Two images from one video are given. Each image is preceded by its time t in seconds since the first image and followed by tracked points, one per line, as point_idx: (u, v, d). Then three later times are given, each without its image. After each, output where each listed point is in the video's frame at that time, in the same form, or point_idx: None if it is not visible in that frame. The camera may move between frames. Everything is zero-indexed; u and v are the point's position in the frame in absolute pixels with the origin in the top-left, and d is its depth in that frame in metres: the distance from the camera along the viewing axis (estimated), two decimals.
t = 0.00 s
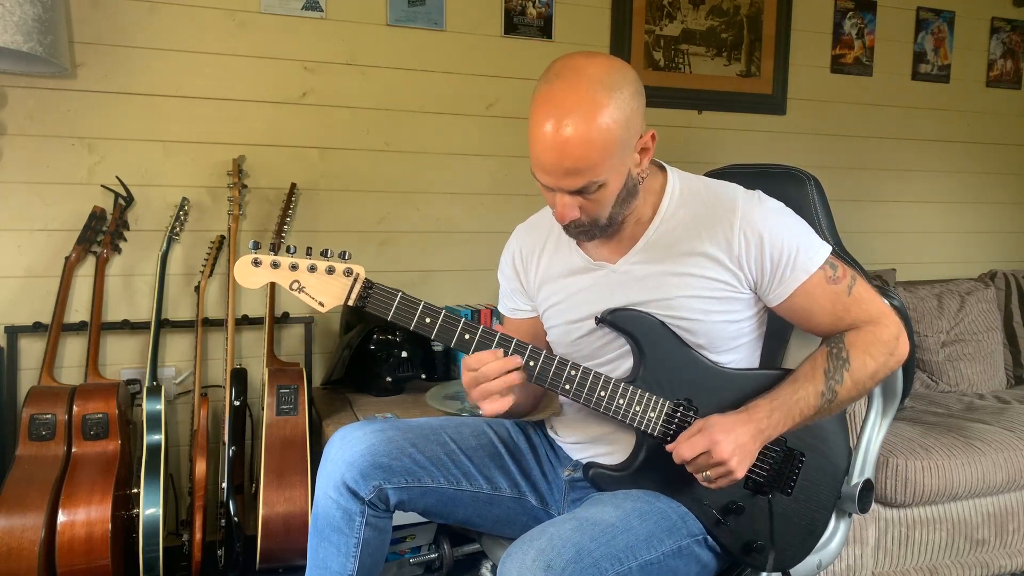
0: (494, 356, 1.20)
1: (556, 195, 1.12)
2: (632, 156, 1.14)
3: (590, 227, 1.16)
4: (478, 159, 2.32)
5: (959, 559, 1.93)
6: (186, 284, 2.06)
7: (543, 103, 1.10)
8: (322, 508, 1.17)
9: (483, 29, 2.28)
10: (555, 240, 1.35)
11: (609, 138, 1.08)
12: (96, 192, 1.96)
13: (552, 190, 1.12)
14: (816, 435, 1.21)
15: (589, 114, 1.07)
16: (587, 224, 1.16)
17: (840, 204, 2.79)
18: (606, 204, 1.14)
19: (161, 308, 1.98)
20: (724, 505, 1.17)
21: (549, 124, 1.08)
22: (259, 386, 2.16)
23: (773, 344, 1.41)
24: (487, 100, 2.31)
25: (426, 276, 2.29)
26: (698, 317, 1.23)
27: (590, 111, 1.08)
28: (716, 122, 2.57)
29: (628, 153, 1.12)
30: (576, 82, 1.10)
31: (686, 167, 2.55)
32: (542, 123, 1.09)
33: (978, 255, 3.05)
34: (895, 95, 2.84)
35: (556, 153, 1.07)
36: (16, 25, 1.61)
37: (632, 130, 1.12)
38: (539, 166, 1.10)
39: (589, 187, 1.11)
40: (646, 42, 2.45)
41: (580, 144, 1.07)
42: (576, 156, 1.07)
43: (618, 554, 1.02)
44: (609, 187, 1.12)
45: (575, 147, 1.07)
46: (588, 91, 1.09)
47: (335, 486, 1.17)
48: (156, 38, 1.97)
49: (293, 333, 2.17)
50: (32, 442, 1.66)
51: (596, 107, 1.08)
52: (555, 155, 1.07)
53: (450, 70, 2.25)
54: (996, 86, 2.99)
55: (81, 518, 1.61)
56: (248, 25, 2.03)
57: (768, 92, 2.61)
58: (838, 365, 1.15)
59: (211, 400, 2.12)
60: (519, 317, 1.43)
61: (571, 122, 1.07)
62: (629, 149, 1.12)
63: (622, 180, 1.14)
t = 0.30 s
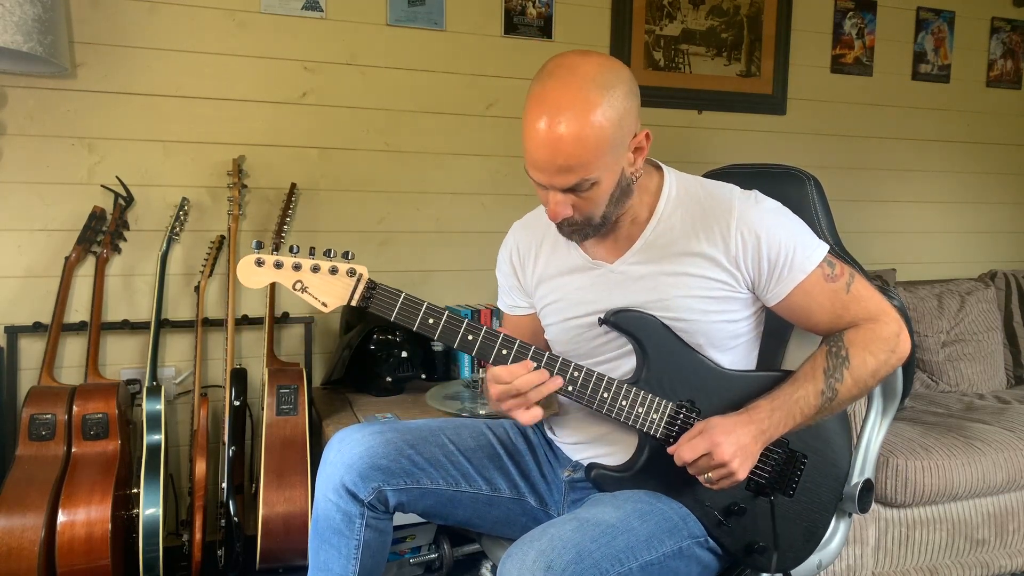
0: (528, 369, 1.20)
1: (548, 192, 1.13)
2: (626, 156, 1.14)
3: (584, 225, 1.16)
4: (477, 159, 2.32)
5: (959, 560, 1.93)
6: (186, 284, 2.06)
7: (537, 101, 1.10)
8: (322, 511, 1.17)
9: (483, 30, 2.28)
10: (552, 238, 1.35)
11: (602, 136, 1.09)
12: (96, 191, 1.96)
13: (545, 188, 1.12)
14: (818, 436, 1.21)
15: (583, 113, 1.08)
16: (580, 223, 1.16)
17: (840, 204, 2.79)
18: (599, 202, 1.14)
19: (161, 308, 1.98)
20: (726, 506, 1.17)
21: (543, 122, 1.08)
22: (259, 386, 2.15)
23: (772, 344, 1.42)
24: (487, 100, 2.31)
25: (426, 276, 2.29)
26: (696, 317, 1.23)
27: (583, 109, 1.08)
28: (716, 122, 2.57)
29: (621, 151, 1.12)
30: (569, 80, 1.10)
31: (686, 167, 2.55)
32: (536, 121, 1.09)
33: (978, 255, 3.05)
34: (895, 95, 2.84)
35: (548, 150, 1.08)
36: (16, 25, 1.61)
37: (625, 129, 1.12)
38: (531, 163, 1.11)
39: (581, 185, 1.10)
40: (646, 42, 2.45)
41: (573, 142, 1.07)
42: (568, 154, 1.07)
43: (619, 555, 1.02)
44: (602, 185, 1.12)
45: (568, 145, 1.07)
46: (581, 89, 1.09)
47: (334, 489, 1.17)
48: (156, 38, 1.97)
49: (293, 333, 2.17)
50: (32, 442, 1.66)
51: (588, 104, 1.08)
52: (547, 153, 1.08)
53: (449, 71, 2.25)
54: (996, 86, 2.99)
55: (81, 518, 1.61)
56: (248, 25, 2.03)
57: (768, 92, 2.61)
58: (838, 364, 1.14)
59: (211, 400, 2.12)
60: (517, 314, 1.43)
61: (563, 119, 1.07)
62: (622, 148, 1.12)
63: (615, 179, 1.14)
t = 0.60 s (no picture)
0: (487, 353, 1.19)
1: (541, 185, 1.13)
2: (621, 152, 1.15)
3: (579, 220, 1.17)
4: (477, 159, 2.32)
5: (959, 559, 1.93)
6: (186, 284, 2.06)
7: (534, 94, 1.11)
8: (322, 511, 1.17)
9: (483, 30, 2.28)
10: (552, 236, 1.35)
11: (596, 130, 1.09)
12: (96, 192, 1.96)
13: (539, 180, 1.13)
14: (817, 435, 1.21)
15: (578, 107, 1.08)
16: (574, 217, 1.16)
17: (840, 204, 2.79)
18: (593, 197, 1.14)
19: (161, 308, 1.99)
20: (724, 505, 1.17)
21: (539, 116, 1.09)
22: (259, 386, 2.15)
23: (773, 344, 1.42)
24: (487, 100, 2.31)
25: (426, 276, 2.29)
26: (696, 316, 1.23)
27: (578, 103, 1.09)
28: (716, 122, 2.57)
29: (616, 147, 1.13)
30: (566, 73, 1.11)
31: (686, 167, 2.55)
32: (531, 115, 1.10)
33: (978, 255, 3.05)
34: (895, 95, 2.84)
35: (541, 142, 1.09)
36: (16, 25, 1.61)
37: (620, 123, 1.12)
38: (525, 155, 1.12)
39: (574, 178, 1.11)
40: (646, 42, 2.45)
41: (567, 135, 1.08)
42: (561, 146, 1.08)
43: (618, 553, 1.02)
44: (595, 180, 1.12)
45: (561, 137, 1.08)
46: (576, 82, 1.10)
47: (335, 488, 1.17)
48: (156, 38, 1.96)
49: (293, 333, 2.17)
50: (32, 442, 1.66)
51: (582, 97, 1.09)
52: (541, 145, 1.09)
53: (449, 71, 2.25)
54: (996, 86, 2.99)
55: (81, 518, 1.61)
56: (248, 25, 2.03)
57: (768, 92, 2.61)
58: (838, 364, 1.15)
59: (211, 400, 2.12)
60: (516, 311, 1.43)
61: (556, 111, 1.08)
62: (617, 144, 1.13)
63: (610, 174, 1.14)
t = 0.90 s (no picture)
0: (500, 351, 1.19)
1: (538, 172, 1.16)
2: (617, 139, 1.17)
3: (577, 209, 1.19)
4: (477, 159, 2.32)
5: (959, 560, 1.93)
6: (186, 284, 2.06)
7: (531, 83, 1.15)
8: (322, 509, 1.17)
9: (483, 30, 2.28)
10: (553, 233, 1.35)
11: (589, 115, 1.12)
12: (96, 192, 1.96)
13: (535, 166, 1.16)
14: (820, 440, 1.21)
15: (572, 92, 1.12)
16: (571, 205, 1.18)
17: (840, 204, 2.79)
18: (589, 183, 1.16)
19: (161, 308, 1.99)
20: (727, 509, 1.17)
21: (534, 103, 1.12)
22: (259, 386, 2.15)
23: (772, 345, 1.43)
24: (487, 100, 2.31)
25: (426, 276, 2.29)
26: (695, 317, 1.23)
27: (572, 89, 1.12)
28: (716, 122, 2.57)
29: (610, 132, 1.15)
30: (560, 60, 1.15)
31: (685, 167, 2.55)
32: (528, 102, 1.13)
33: (978, 255, 3.05)
34: (895, 95, 2.84)
35: (534, 128, 1.12)
36: (16, 25, 1.61)
37: (614, 109, 1.15)
38: (523, 142, 1.15)
39: (568, 163, 1.13)
40: (646, 42, 2.45)
41: (559, 118, 1.11)
42: (554, 129, 1.11)
43: (620, 554, 1.02)
44: (590, 165, 1.14)
45: (554, 122, 1.11)
46: (570, 68, 1.13)
47: (335, 487, 1.17)
48: (156, 38, 1.96)
49: (293, 333, 2.17)
50: (32, 442, 1.66)
51: (575, 83, 1.12)
52: (536, 131, 1.12)
53: (449, 71, 2.25)
54: (996, 86, 2.99)
55: (81, 518, 1.61)
56: (248, 25, 2.03)
57: (768, 92, 2.61)
58: (840, 366, 1.15)
59: (211, 400, 2.12)
60: (516, 303, 1.43)
61: (549, 97, 1.11)
62: (612, 129, 1.15)
63: (606, 160, 1.16)
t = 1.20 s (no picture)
0: (466, 337, 1.19)
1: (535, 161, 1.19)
2: (613, 127, 1.19)
3: (574, 198, 1.20)
4: (477, 159, 2.32)
5: (959, 559, 1.93)
6: (186, 284, 2.06)
7: (527, 74, 1.18)
8: (322, 508, 1.17)
9: (483, 30, 2.27)
10: (556, 234, 1.35)
11: (581, 102, 1.15)
12: (96, 192, 1.96)
13: (532, 155, 1.19)
14: (819, 438, 1.21)
15: (564, 80, 1.15)
16: (569, 194, 1.20)
17: (839, 204, 2.79)
18: (584, 170, 1.18)
19: (161, 308, 1.99)
20: (725, 507, 1.17)
21: (529, 92, 1.16)
22: (259, 386, 2.15)
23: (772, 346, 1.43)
24: (487, 100, 2.31)
25: (426, 276, 2.29)
26: (696, 316, 1.23)
27: (565, 76, 1.15)
28: (716, 122, 2.57)
29: (604, 120, 1.17)
30: (554, 51, 1.18)
31: (686, 167, 2.55)
32: (524, 93, 1.17)
33: (978, 255, 3.05)
34: (895, 96, 2.84)
35: (528, 117, 1.16)
36: (16, 25, 1.61)
37: (608, 97, 1.17)
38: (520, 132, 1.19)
39: (562, 148, 1.16)
40: (646, 42, 2.45)
41: (551, 105, 1.14)
42: (546, 116, 1.14)
43: (619, 553, 1.02)
44: (584, 152, 1.17)
45: (546, 110, 1.14)
46: (563, 59, 1.17)
47: (335, 485, 1.17)
48: (156, 38, 1.96)
49: (293, 333, 2.17)
50: (32, 442, 1.66)
51: (567, 72, 1.15)
52: (529, 119, 1.16)
53: (449, 70, 2.25)
54: (996, 86, 2.99)
55: (81, 518, 1.61)
56: (248, 25, 2.03)
57: (768, 92, 2.61)
58: (842, 367, 1.15)
59: (211, 400, 2.12)
60: (516, 307, 1.42)
61: (542, 87, 1.15)
62: (606, 117, 1.18)
63: (600, 147, 1.18)
